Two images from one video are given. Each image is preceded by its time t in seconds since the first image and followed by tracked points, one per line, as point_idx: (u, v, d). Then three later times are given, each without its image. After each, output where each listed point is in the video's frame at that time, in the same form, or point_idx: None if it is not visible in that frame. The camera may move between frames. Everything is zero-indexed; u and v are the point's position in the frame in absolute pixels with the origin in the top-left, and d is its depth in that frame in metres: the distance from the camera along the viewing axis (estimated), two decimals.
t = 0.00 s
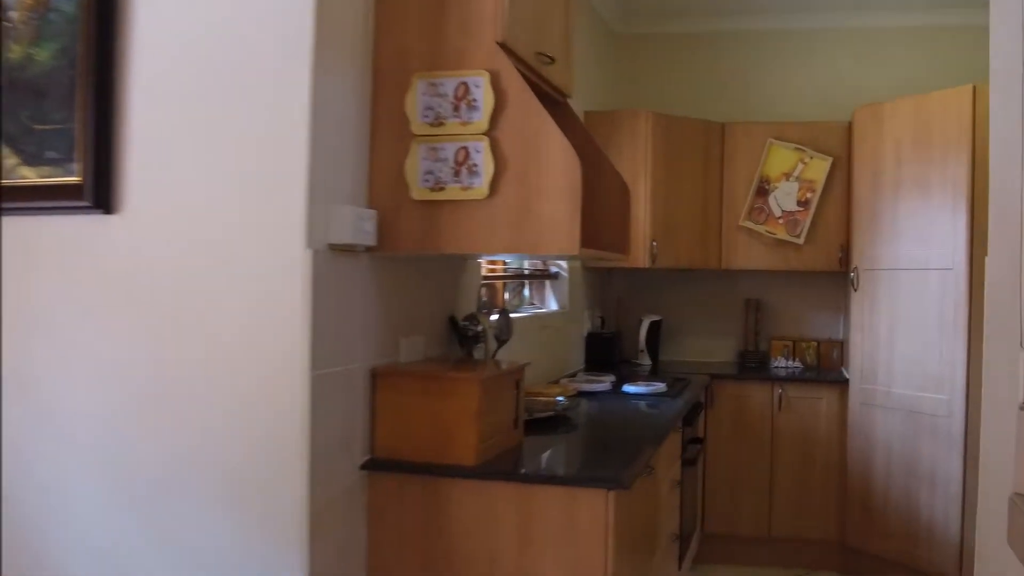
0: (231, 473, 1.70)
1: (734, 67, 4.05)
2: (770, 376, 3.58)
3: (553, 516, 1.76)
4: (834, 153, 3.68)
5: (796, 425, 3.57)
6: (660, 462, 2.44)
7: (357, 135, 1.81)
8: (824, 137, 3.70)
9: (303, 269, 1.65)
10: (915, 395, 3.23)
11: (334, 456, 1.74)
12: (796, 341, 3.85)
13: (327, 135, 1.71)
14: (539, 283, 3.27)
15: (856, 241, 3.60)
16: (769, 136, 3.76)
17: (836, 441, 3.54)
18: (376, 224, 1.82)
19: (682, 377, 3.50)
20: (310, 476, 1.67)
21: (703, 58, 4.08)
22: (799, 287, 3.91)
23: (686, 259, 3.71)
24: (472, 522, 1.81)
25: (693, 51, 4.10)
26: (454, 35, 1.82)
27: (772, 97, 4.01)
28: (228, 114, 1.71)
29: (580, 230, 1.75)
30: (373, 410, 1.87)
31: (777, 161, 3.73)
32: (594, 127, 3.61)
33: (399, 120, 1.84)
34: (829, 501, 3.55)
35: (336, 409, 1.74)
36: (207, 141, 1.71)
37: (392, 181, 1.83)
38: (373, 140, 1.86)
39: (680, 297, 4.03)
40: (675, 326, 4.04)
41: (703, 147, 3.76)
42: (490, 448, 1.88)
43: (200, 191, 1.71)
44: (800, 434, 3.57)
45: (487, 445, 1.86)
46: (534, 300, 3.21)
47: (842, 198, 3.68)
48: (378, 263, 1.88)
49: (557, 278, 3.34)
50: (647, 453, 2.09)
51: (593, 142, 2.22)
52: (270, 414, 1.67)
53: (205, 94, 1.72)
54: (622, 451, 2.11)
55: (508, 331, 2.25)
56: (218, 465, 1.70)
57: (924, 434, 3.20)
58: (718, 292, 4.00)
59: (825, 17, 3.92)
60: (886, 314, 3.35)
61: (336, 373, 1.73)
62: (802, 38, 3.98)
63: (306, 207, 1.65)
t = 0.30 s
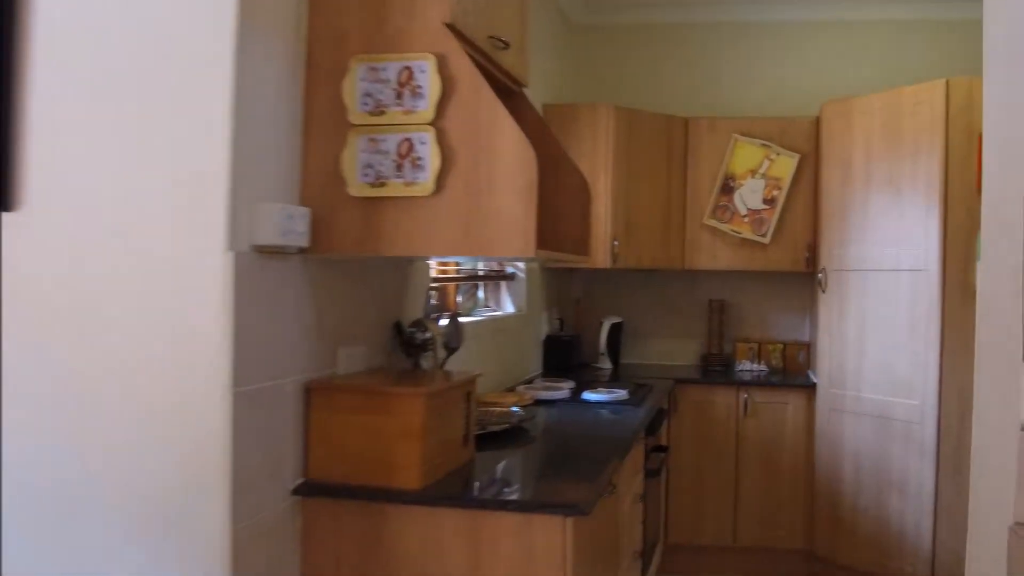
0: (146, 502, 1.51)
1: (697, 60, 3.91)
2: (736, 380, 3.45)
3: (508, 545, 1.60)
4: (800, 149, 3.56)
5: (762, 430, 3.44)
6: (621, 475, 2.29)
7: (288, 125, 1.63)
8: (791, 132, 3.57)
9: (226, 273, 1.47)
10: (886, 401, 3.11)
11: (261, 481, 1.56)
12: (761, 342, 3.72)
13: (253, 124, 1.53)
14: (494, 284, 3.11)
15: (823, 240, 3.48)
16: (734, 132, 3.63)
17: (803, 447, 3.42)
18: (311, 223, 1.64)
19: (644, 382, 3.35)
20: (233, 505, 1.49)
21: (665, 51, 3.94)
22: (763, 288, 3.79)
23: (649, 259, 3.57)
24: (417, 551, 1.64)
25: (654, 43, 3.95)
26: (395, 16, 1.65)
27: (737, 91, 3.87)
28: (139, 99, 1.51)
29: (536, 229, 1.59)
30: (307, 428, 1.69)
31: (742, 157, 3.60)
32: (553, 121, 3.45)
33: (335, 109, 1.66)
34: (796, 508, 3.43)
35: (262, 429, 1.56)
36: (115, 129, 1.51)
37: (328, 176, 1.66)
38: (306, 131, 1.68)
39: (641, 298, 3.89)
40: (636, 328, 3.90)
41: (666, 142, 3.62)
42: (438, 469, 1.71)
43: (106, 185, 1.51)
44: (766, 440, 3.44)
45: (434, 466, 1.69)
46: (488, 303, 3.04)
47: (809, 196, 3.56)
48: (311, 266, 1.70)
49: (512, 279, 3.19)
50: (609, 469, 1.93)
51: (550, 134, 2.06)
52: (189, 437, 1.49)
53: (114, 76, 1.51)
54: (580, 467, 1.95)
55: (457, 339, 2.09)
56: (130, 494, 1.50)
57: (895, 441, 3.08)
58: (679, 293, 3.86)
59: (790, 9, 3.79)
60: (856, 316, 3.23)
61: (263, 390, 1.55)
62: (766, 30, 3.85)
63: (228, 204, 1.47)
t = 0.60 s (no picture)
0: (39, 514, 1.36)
1: (655, 46, 3.79)
2: (697, 376, 3.33)
3: (444, 557, 1.46)
4: (761, 138, 3.45)
5: (724, 429, 3.33)
6: (574, 476, 2.17)
7: (202, 95, 1.48)
8: (753, 121, 3.47)
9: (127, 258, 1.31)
10: (850, 397, 3.01)
11: (170, 489, 1.41)
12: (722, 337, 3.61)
13: (160, 92, 1.37)
14: (443, 276, 2.99)
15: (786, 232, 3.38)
16: (694, 120, 3.51)
17: (766, 445, 3.31)
18: (226, 203, 1.49)
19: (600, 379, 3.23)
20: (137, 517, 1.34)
21: (623, 37, 3.82)
22: (724, 281, 3.68)
23: (607, 251, 3.44)
24: (345, 563, 1.50)
25: (612, 29, 3.83)
26: None
27: (697, 79, 3.75)
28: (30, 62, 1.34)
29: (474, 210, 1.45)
30: (224, 429, 1.54)
31: (702, 146, 3.48)
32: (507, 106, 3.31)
33: (255, 79, 1.51)
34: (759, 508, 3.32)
35: (169, 431, 1.41)
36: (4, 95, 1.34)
37: (246, 153, 1.51)
38: (222, 103, 1.53)
39: (599, 292, 3.76)
40: (593, 322, 3.77)
41: (625, 130, 3.49)
42: (368, 473, 1.57)
43: None
44: (728, 438, 3.33)
45: (364, 470, 1.55)
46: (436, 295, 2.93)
47: (771, 187, 3.45)
48: (228, 250, 1.55)
49: (463, 271, 3.06)
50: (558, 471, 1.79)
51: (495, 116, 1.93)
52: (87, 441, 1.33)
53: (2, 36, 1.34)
54: (528, 468, 1.82)
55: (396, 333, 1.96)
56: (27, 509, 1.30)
57: (860, 439, 2.98)
58: (639, 286, 3.74)
59: None
60: (820, 309, 3.13)
61: (171, 388, 1.40)
62: (727, 16, 3.74)
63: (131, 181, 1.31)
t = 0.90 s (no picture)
0: None
1: (626, 32, 3.64)
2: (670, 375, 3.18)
3: None
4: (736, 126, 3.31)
5: (698, 431, 3.18)
6: (534, 485, 2.01)
7: (102, 63, 1.31)
8: (728, 109, 3.32)
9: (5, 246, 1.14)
10: (830, 398, 2.87)
11: (61, 509, 1.24)
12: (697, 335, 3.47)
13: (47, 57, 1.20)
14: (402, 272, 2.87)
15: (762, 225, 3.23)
16: (667, 108, 3.36)
17: (742, 448, 3.17)
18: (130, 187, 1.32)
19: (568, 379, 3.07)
20: (18, 544, 1.17)
21: (593, 23, 3.66)
22: (699, 277, 3.53)
23: (576, 246, 3.29)
24: None
25: (581, 14, 3.67)
26: None
27: (671, 66, 3.61)
28: None
29: (409, 193, 1.29)
30: (131, 440, 1.38)
31: (676, 136, 3.34)
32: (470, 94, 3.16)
33: (163, 47, 1.34)
34: (736, 514, 3.17)
35: (60, 443, 1.24)
36: None
37: (153, 129, 1.34)
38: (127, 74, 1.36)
39: (569, 289, 3.60)
40: (563, 320, 3.62)
41: (594, 118, 3.34)
42: (292, 489, 1.41)
43: None
44: (703, 442, 3.18)
45: (286, 486, 1.39)
46: (393, 289, 2.81)
47: (747, 178, 3.31)
48: (136, 240, 1.38)
49: (422, 266, 2.91)
50: (510, 481, 1.64)
51: (442, 98, 1.79)
52: None
53: None
54: (478, 480, 1.66)
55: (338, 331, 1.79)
56: None
57: (840, 441, 2.84)
58: (610, 282, 3.58)
59: None
60: (799, 306, 2.99)
61: (62, 395, 1.24)
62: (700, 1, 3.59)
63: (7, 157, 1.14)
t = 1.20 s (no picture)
0: None
1: (611, 21, 3.51)
2: (657, 377, 3.06)
3: None
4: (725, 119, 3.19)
5: (685, 435, 3.06)
6: (508, 498, 1.89)
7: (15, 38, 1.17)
8: (716, 101, 3.20)
9: None
10: (822, 402, 2.75)
11: None
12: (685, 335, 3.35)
13: None
14: (376, 269, 2.75)
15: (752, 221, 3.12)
16: (653, 100, 3.24)
17: (731, 453, 3.05)
18: (44, 178, 1.19)
19: (551, 381, 2.95)
20: None
21: (577, 11, 3.53)
22: (687, 275, 3.41)
23: (560, 243, 3.17)
24: None
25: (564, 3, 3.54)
26: None
27: (658, 56, 3.48)
28: None
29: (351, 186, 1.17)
30: (50, 460, 1.25)
31: (662, 128, 3.22)
32: (448, 86, 3.03)
33: (84, 21, 1.21)
34: (724, 521, 3.06)
35: None
36: None
37: (73, 112, 1.20)
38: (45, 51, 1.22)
39: (552, 287, 3.48)
40: (546, 320, 3.49)
41: (578, 110, 3.21)
42: (232, 509, 1.28)
43: None
44: (690, 446, 3.06)
45: (225, 507, 1.26)
46: (366, 288, 2.68)
47: (736, 172, 3.19)
48: (54, 236, 1.25)
49: (398, 264, 2.79)
50: (473, 498, 1.52)
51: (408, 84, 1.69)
52: None
53: None
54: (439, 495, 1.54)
55: (289, 334, 1.69)
56: None
57: (833, 446, 2.73)
58: (595, 281, 3.46)
59: None
60: (790, 304, 2.87)
61: None
62: None
63: None
